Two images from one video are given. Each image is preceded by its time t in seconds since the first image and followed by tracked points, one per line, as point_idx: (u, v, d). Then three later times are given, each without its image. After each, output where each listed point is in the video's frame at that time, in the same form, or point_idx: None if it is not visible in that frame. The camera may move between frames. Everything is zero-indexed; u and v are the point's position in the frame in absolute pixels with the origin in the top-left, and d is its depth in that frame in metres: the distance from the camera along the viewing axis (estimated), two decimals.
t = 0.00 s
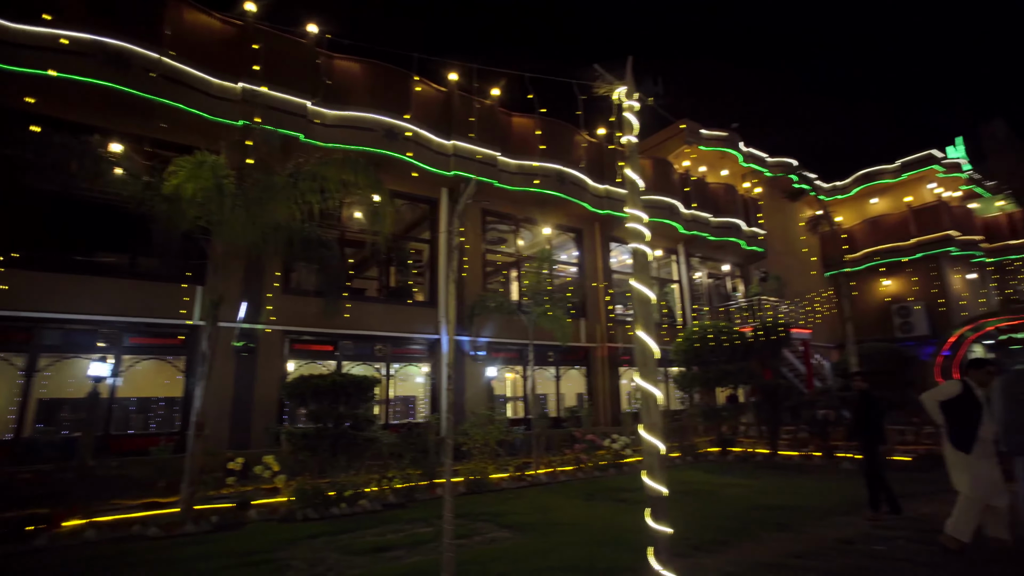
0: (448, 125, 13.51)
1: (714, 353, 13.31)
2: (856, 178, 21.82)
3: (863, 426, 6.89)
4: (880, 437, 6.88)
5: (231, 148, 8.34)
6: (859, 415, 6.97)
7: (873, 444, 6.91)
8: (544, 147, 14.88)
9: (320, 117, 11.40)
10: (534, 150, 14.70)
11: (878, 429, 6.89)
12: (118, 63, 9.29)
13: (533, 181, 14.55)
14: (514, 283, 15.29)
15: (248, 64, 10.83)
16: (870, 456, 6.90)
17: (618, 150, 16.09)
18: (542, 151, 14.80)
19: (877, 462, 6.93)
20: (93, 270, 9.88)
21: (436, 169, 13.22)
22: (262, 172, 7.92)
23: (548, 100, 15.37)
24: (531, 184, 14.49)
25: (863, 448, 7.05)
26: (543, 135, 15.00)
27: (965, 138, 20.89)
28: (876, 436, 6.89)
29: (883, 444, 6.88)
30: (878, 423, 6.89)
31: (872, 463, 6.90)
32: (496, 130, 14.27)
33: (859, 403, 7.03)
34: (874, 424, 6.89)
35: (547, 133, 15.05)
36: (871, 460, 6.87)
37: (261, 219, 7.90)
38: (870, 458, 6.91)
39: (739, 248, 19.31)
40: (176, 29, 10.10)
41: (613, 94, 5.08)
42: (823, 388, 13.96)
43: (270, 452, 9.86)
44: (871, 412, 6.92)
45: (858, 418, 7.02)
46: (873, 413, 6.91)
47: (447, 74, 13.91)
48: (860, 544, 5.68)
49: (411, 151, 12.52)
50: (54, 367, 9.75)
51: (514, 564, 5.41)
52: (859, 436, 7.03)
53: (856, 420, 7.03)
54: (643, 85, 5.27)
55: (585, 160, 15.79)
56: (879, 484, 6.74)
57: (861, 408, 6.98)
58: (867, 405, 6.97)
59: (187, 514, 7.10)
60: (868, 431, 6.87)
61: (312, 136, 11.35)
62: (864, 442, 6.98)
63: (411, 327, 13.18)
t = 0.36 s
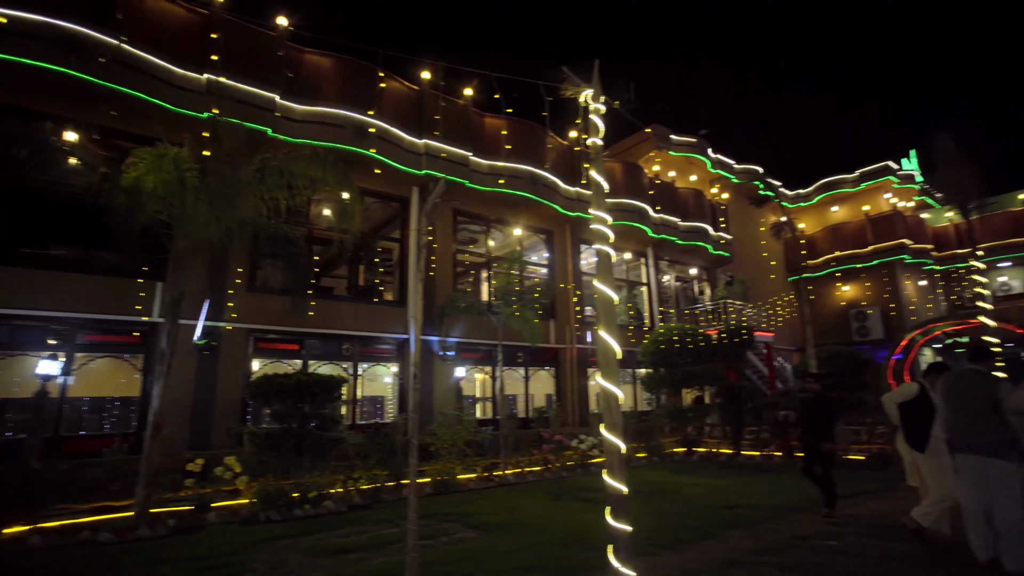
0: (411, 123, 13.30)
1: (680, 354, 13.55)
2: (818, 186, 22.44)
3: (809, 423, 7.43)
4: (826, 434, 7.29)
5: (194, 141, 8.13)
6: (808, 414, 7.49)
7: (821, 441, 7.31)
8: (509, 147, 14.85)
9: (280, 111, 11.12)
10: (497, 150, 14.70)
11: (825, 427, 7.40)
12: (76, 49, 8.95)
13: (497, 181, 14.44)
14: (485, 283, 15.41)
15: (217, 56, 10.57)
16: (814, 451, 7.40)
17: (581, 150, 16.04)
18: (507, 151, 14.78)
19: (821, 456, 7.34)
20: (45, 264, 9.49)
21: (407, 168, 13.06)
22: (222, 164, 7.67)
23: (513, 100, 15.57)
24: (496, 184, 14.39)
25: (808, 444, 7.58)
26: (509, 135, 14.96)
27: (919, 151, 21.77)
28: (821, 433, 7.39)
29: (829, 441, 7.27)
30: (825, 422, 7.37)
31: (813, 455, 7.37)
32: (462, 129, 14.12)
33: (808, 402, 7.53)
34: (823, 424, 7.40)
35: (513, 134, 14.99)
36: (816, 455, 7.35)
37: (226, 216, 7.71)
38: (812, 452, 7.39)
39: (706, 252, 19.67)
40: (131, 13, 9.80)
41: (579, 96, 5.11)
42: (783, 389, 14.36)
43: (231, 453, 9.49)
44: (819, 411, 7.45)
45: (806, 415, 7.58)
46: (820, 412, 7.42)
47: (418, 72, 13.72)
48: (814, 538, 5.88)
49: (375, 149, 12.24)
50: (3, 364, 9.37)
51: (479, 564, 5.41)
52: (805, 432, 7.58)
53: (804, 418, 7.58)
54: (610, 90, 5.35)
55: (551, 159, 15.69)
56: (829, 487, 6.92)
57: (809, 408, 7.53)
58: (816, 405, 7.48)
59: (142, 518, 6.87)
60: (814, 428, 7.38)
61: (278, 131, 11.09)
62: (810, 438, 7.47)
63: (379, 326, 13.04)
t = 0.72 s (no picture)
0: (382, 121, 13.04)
1: (653, 356, 13.69)
2: (788, 193, 22.92)
3: (769, 423, 7.56)
4: (786, 434, 7.44)
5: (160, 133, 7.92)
6: (768, 414, 7.62)
7: (780, 440, 7.45)
8: (479, 145, 14.78)
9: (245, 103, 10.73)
10: (464, 149, 14.56)
11: (785, 429, 7.50)
12: (34, 34, 8.61)
13: (464, 178, 14.29)
14: (461, 284, 15.37)
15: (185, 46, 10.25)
16: (771, 450, 7.53)
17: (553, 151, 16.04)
18: (475, 150, 14.68)
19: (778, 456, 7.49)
20: None
21: (382, 166, 12.94)
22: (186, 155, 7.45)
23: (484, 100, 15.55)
24: (465, 182, 14.29)
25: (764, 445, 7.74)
26: (479, 134, 14.89)
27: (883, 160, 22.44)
28: (781, 433, 7.53)
29: (789, 441, 7.43)
30: (786, 423, 7.52)
31: (769, 453, 7.50)
32: (436, 127, 14.01)
33: (767, 404, 7.70)
34: (783, 425, 7.53)
35: (482, 134, 14.94)
36: (774, 454, 7.47)
37: (193, 211, 7.54)
38: (768, 451, 7.50)
39: (679, 255, 19.93)
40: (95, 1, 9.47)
41: (550, 97, 5.08)
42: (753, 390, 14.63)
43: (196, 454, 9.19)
44: (780, 412, 7.60)
45: (764, 416, 7.72)
46: (780, 413, 7.58)
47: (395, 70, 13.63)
48: (778, 535, 6.02)
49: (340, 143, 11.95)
50: None
51: (448, 564, 5.39)
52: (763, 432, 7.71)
53: (763, 418, 7.71)
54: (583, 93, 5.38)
55: (519, 158, 15.51)
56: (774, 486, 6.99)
57: (766, 408, 7.69)
58: (778, 407, 7.63)
59: (100, 522, 6.66)
60: (774, 428, 7.50)
61: (250, 126, 10.88)
62: (770, 439, 7.58)
63: (352, 325, 12.90)
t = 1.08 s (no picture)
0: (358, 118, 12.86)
1: (630, 356, 13.80)
2: (763, 197, 23.29)
3: (730, 425, 7.43)
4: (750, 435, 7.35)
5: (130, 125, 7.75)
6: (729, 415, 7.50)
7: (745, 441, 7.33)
8: (450, 142, 14.61)
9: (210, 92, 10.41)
10: (438, 145, 14.36)
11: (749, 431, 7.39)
12: None
13: (439, 176, 14.16)
14: (440, 283, 15.33)
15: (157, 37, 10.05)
16: (735, 452, 7.39)
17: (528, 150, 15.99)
18: (448, 147, 14.51)
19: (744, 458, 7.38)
20: None
21: (360, 164, 12.80)
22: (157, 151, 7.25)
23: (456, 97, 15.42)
24: (437, 178, 14.10)
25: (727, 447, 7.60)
26: (451, 131, 14.75)
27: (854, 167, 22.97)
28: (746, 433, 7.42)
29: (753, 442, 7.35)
30: (749, 424, 7.42)
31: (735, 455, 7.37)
32: (414, 125, 13.90)
33: (728, 405, 7.59)
34: (746, 426, 7.41)
35: (454, 130, 14.81)
36: (739, 455, 7.34)
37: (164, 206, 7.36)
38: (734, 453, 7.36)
39: (657, 258, 20.11)
40: None
41: (524, 96, 5.08)
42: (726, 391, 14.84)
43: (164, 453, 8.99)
44: (741, 413, 7.49)
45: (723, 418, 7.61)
46: (741, 412, 7.49)
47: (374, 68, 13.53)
48: (746, 533, 6.12)
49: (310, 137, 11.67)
50: None
51: (420, 564, 5.37)
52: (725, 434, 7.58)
53: (724, 420, 7.58)
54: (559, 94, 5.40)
55: (493, 156, 15.33)
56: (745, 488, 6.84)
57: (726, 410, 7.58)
58: (740, 407, 7.50)
59: (60, 526, 6.47)
60: (737, 430, 7.37)
61: (227, 121, 10.71)
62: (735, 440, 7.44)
63: (328, 324, 12.76)
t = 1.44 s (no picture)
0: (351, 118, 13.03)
1: (607, 357, 13.87)
2: (739, 202, 23.62)
3: (693, 426, 7.64)
4: (710, 435, 7.60)
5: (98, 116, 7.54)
6: (690, 415, 7.70)
7: (706, 441, 7.57)
8: (423, 138, 14.44)
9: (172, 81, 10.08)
10: (410, 141, 14.16)
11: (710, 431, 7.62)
12: None
13: (411, 172, 13.96)
14: (418, 283, 15.29)
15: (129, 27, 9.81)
16: (696, 452, 7.64)
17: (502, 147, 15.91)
18: (420, 143, 14.35)
19: (704, 457, 7.64)
20: None
21: (337, 161, 12.66)
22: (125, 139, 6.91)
23: (430, 93, 15.25)
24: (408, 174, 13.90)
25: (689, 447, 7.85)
26: (424, 127, 14.62)
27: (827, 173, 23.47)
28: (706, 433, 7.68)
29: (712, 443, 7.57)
30: (710, 425, 7.62)
31: (696, 455, 7.59)
32: (391, 122, 13.79)
33: (691, 405, 7.79)
34: (707, 426, 7.63)
35: (426, 127, 14.67)
36: (699, 455, 7.58)
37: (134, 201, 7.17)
38: (696, 453, 7.58)
39: (634, 260, 20.29)
40: None
41: (500, 94, 5.08)
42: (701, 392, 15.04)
43: (132, 454, 8.72)
44: (704, 413, 7.68)
45: (685, 418, 7.80)
46: (702, 413, 7.68)
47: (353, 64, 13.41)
48: (717, 531, 6.21)
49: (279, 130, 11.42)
50: None
51: (393, 565, 5.33)
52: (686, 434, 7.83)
53: (686, 421, 7.78)
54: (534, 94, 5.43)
55: (465, 153, 15.19)
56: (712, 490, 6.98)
57: (689, 411, 7.77)
58: (702, 407, 7.70)
59: (18, 530, 6.23)
60: (698, 431, 7.60)
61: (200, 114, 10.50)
62: (696, 441, 7.69)
63: (304, 322, 12.62)
